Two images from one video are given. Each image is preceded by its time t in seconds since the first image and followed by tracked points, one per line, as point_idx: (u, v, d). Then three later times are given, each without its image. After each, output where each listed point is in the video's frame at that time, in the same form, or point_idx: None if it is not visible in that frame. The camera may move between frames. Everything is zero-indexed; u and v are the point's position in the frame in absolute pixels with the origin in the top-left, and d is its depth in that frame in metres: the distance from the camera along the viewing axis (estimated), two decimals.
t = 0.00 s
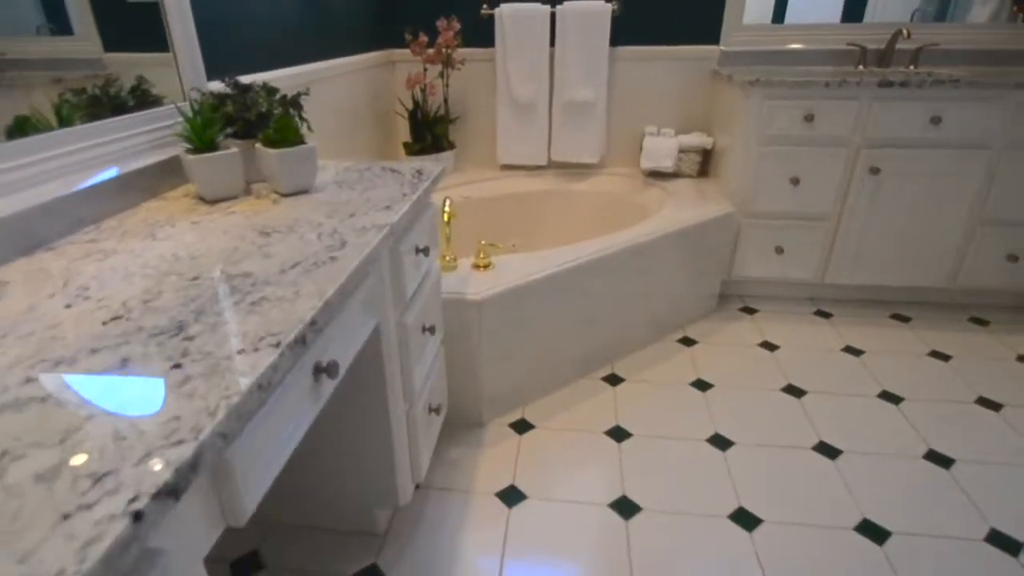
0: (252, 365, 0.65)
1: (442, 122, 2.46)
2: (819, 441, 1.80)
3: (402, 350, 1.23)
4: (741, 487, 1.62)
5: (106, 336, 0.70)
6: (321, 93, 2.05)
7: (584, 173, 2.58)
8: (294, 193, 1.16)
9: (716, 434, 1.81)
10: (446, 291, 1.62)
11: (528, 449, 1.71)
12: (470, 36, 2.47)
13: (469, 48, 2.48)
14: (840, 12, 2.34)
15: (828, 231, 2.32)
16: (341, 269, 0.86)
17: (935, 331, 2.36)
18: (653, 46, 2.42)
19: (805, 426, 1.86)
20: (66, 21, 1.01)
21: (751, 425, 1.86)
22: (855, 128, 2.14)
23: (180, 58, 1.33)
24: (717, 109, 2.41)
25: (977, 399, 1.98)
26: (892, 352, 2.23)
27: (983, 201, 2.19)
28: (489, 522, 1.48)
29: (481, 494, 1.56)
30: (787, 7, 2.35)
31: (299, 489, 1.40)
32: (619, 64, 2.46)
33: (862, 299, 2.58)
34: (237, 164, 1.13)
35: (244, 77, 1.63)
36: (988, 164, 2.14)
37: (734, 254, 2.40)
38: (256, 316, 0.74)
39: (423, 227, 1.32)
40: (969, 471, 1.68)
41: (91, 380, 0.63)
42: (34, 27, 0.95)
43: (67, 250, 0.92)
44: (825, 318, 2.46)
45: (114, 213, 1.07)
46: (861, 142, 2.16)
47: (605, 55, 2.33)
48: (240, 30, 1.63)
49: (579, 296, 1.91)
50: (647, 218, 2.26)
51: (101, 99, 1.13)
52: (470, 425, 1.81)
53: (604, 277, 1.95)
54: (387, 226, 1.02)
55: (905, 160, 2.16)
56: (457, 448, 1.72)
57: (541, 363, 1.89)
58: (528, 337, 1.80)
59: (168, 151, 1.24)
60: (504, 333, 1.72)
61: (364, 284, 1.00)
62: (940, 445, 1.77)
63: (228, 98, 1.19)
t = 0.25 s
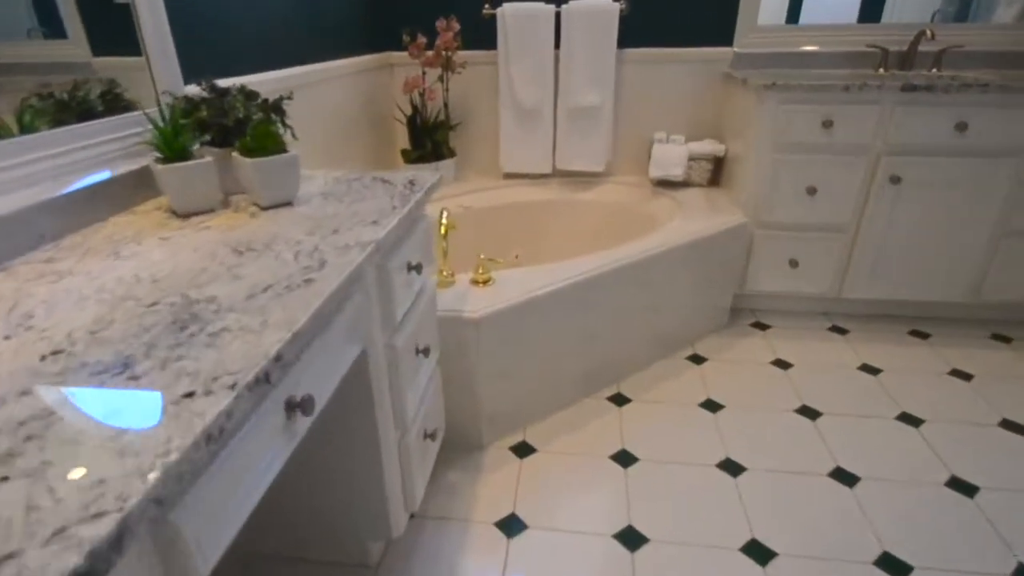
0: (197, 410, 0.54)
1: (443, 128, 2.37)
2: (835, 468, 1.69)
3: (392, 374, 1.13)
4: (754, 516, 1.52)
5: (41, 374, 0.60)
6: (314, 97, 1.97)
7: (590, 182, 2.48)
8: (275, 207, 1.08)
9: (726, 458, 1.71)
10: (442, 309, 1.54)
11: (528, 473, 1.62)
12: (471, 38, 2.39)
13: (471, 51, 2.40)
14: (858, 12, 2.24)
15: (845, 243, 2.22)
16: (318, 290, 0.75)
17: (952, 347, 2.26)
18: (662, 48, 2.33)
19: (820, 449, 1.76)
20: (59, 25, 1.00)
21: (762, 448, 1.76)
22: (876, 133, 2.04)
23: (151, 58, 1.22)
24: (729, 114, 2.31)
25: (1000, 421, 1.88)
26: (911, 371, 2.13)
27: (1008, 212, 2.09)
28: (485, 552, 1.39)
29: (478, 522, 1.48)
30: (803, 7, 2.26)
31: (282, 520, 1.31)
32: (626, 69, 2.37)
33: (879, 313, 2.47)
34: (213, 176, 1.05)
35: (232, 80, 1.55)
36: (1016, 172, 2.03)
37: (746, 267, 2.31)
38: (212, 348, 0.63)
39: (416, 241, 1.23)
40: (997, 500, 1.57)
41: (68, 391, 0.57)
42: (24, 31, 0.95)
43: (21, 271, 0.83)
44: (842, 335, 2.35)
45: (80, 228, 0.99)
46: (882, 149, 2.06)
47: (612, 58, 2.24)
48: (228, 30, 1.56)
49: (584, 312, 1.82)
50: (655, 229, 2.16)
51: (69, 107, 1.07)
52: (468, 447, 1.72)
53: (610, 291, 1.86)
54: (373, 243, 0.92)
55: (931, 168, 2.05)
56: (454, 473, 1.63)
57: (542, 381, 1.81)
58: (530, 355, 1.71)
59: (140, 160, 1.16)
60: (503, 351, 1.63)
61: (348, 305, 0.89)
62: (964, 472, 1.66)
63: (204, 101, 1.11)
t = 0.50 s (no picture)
0: (106, 520, 0.39)
1: (439, 133, 2.24)
2: (854, 495, 1.58)
3: (381, 411, 1.00)
4: (770, 551, 1.40)
5: None
6: (302, 99, 1.84)
7: (590, 189, 2.37)
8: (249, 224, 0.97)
9: (739, 486, 1.60)
10: (437, 330, 1.41)
11: (529, 506, 1.50)
12: (467, 39, 2.27)
13: (469, 52, 2.28)
14: (853, 21, 2.16)
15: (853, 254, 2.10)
16: (282, 332, 0.63)
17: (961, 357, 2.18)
18: (661, 53, 2.23)
19: (834, 474, 1.65)
20: (40, 22, 0.93)
21: (773, 475, 1.64)
22: (885, 142, 1.93)
23: (115, 68, 1.09)
24: (734, 122, 2.22)
25: (1017, 441, 1.78)
26: (924, 387, 2.02)
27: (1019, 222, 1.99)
28: None
29: (476, 564, 1.35)
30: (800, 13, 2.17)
31: (260, 571, 1.17)
32: (629, 73, 2.27)
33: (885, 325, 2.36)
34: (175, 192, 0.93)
35: (213, 81, 1.42)
36: None
37: (751, 278, 2.19)
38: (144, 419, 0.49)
39: (408, 260, 1.11)
40: None
41: (33, 406, 0.51)
42: (6, 26, 0.88)
43: None
44: (850, 349, 2.24)
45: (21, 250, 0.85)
46: (890, 159, 1.95)
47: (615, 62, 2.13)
48: (209, 26, 1.43)
49: (586, 331, 1.70)
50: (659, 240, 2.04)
51: (17, 108, 0.93)
52: (464, 476, 1.60)
53: (614, 308, 1.75)
54: (354, 270, 0.81)
55: (940, 179, 1.95)
56: (450, 507, 1.50)
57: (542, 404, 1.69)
58: (530, 377, 1.59)
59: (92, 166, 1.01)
60: (502, 374, 1.51)
61: (325, 341, 0.77)
62: (987, 500, 1.56)
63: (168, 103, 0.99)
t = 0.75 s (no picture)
0: None
1: (430, 133, 2.09)
2: (868, 527, 1.42)
3: (360, 457, 0.88)
4: None
5: None
6: (283, 98, 1.70)
7: (588, 193, 2.24)
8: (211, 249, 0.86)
9: (750, 516, 1.45)
10: (427, 354, 1.30)
11: (527, 542, 1.37)
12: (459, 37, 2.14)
13: (462, 50, 2.15)
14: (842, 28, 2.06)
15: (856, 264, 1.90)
16: (231, 405, 0.53)
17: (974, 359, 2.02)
18: (656, 56, 2.12)
19: (843, 508, 1.47)
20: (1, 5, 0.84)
21: (778, 500, 1.50)
22: (886, 153, 1.77)
23: (58, 67, 0.94)
24: (732, 129, 2.11)
25: None
26: (933, 401, 1.84)
27: None
28: None
29: None
30: (791, 19, 2.06)
31: None
32: (627, 76, 2.15)
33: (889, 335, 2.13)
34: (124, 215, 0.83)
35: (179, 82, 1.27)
36: None
37: (751, 287, 1.98)
38: (40, 547, 0.39)
39: (394, 285, 1.00)
40: None
41: None
42: None
43: None
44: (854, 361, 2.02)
45: None
46: (891, 170, 1.78)
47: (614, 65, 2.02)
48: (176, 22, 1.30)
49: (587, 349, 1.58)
50: (659, 250, 1.92)
51: None
52: (456, 508, 1.47)
53: (619, 326, 1.64)
54: (329, 311, 0.70)
55: (941, 190, 1.78)
56: (442, 545, 1.37)
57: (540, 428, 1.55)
58: (527, 401, 1.47)
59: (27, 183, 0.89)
60: (495, 399, 1.39)
61: (297, 392, 0.67)
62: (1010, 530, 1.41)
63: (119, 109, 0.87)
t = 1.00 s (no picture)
0: None
1: (419, 136, 1.98)
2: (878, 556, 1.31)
3: (330, 510, 0.78)
4: None
5: None
6: (258, 99, 1.60)
7: (583, 198, 2.13)
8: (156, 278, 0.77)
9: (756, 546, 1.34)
10: (410, 381, 1.19)
11: None
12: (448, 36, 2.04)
13: (451, 50, 2.05)
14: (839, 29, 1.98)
15: (860, 275, 1.82)
16: (158, 486, 0.44)
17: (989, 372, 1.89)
18: (650, 58, 2.03)
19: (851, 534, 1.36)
20: None
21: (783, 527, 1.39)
22: (890, 161, 1.69)
23: None
24: (731, 134, 2.02)
25: None
26: (943, 414, 1.72)
27: None
28: None
29: None
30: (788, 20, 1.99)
31: None
32: (623, 78, 2.06)
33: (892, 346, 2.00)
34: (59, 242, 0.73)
35: (133, 82, 1.17)
36: None
37: (753, 298, 1.88)
38: None
39: (372, 311, 0.90)
40: None
41: None
42: None
43: None
44: (857, 372, 1.90)
45: None
46: (896, 178, 1.70)
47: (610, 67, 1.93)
48: (132, 16, 1.19)
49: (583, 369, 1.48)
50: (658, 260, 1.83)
51: None
52: (444, 542, 1.37)
53: (618, 344, 1.54)
54: (287, 358, 0.60)
55: (944, 200, 1.70)
56: None
57: (533, 453, 1.45)
58: (518, 426, 1.38)
59: None
60: (483, 425, 1.29)
61: (249, 451, 0.56)
62: None
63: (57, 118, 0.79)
